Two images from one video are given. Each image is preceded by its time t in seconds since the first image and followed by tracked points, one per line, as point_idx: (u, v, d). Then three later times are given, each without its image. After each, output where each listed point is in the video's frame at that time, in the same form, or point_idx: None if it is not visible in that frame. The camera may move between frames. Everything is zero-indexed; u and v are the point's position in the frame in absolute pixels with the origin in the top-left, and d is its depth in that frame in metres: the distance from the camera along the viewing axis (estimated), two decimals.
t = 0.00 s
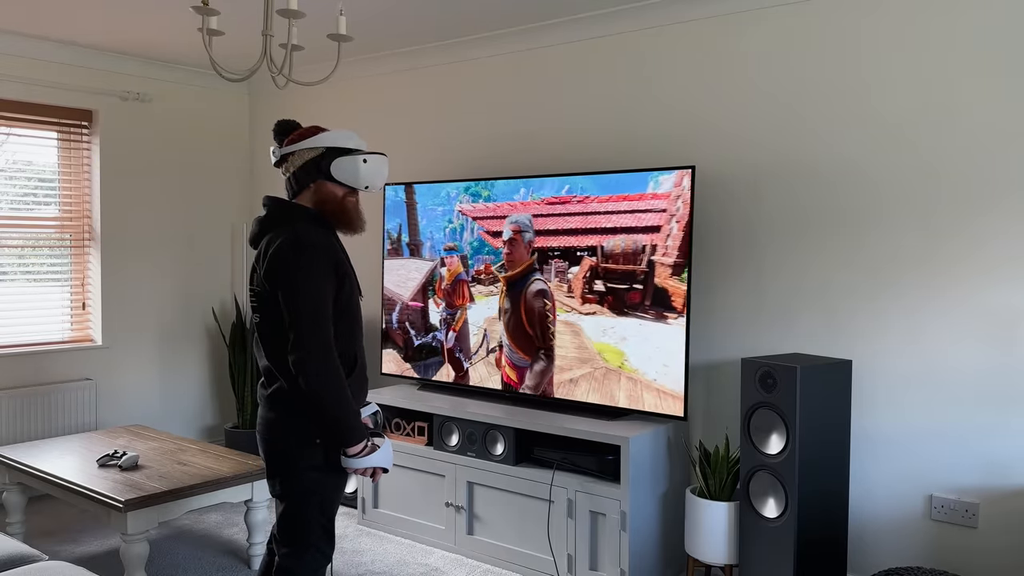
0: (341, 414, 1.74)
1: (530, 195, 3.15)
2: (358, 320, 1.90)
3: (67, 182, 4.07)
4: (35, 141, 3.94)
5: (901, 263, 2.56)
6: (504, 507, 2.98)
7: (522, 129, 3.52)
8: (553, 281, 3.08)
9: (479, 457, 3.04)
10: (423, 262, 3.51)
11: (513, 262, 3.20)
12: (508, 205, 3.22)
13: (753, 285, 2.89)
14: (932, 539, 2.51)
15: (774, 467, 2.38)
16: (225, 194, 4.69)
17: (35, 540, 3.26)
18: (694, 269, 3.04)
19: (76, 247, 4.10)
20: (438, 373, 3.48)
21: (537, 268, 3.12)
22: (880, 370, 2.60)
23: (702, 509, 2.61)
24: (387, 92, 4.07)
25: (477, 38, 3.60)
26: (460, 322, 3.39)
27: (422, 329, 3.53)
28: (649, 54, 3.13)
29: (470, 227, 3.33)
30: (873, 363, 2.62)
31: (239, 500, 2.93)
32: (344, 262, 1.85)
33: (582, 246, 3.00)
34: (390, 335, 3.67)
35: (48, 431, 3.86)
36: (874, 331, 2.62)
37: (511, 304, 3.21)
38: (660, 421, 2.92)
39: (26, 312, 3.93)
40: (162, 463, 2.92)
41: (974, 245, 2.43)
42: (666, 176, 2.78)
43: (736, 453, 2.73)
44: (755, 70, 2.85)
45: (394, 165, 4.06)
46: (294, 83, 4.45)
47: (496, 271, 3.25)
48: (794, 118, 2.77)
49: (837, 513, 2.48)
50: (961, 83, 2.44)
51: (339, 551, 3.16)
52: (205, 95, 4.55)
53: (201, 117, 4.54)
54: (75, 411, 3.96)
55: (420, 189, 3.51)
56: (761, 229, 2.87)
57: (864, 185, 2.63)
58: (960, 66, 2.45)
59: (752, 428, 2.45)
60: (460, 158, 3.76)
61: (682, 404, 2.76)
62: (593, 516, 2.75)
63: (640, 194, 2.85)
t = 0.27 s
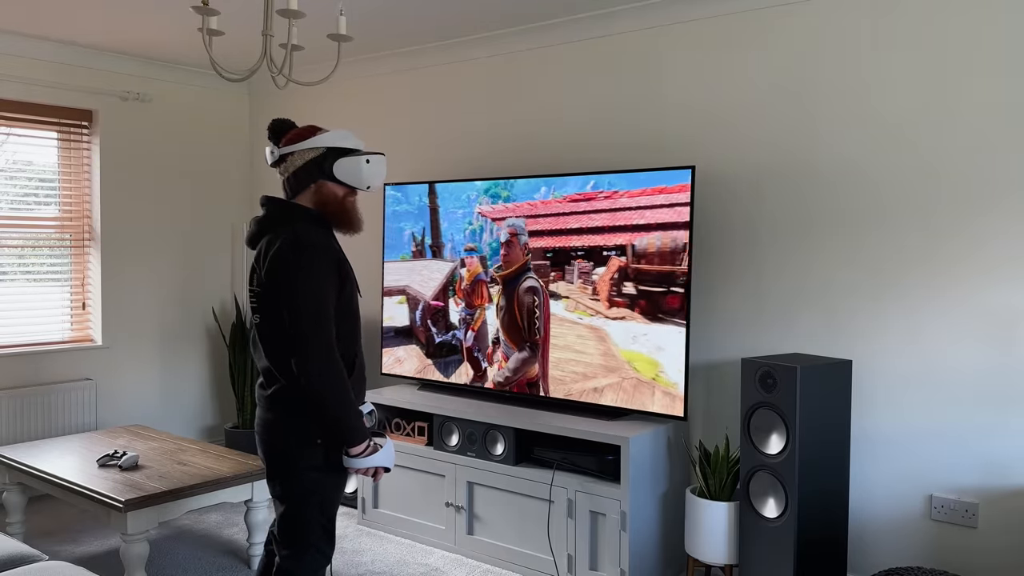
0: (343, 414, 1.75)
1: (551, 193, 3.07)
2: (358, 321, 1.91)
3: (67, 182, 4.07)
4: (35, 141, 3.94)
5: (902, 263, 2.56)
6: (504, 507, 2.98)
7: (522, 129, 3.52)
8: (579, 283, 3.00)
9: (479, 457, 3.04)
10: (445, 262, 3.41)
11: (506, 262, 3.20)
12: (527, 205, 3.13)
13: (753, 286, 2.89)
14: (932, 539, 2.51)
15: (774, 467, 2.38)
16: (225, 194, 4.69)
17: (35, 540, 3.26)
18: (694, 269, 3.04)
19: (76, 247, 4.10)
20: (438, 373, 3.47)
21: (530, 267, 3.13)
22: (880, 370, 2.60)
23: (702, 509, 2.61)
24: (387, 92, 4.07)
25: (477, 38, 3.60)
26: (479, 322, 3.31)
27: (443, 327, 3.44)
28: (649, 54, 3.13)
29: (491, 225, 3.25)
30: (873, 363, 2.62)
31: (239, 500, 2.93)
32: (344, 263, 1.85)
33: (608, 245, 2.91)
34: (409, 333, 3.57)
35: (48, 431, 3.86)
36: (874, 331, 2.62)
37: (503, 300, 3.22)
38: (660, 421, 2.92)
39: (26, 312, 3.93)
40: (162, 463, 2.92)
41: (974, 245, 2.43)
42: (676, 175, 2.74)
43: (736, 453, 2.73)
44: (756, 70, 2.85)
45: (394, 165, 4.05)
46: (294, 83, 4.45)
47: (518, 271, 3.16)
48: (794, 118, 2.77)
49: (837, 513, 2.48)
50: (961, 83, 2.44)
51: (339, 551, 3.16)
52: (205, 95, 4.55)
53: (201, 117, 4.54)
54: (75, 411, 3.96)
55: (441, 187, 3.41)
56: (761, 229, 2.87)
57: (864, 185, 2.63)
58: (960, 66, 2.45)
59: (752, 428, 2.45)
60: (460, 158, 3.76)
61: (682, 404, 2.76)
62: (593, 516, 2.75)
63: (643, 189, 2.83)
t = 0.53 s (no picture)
0: (346, 414, 1.76)
1: (571, 192, 3.01)
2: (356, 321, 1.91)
3: (67, 182, 4.07)
4: (35, 141, 3.94)
5: (902, 263, 2.56)
6: (504, 507, 2.98)
7: (522, 129, 3.52)
8: (602, 286, 2.94)
9: (479, 457, 3.04)
10: (462, 262, 3.36)
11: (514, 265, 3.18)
12: (545, 205, 3.08)
13: (753, 286, 2.89)
14: (932, 540, 2.51)
15: (774, 467, 2.38)
16: (225, 194, 4.69)
17: (35, 540, 3.26)
18: (694, 269, 3.04)
19: (76, 247, 4.10)
20: (438, 373, 3.47)
21: (537, 269, 3.11)
22: (880, 370, 2.60)
23: (702, 509, 2.61)
24: (387, 92, 4.07)
25: (477, 38, 3.60)
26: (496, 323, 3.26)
27: (460, 327, 3.38)
28: (649, 54, 3.13)
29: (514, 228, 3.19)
30: (874, 364, 2.62)
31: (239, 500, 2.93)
32: (343, 264, 1.85)
33: (635, 247, 2.85)
34: (428, 331, 3.50)
35: (48, 431, 3.86)
36: (874, 331, 2.62)
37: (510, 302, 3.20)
38: (660, 421, 2.92)
39: (26, 312, 3.93)
40: (162, 463, 2.92)
41: (975, 246, 2.43)
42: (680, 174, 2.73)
43: (736, 453, 2.73)
44: (756, 70, 2.85)
45: (394, 165, 4.06)
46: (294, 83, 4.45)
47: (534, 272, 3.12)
48: (794, 118, 2.77)
49: (837, 513, 2.48)
50: (962, 83, 2.44)
51: (339, 551, 3.16)
52: (205, 95, 4.55)
53: (201, 117, 4.54)
54: (75, 411, 3.96)
55: (459, 187, 3.36)
56: (762, 229, 2.87)
57: (865, 185, 2.63)
58: (961, 66, 2.45)
59: (752, 428, 2.45)
60: (459, 158, 3.76)
61: (682, 404, 2.77)
62: (593, 516, 2.75)
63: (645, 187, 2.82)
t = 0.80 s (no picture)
0: (348, 413, 1.76)
1: (586, 191, 2.98)
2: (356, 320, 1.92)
3: (67, 182, 4.07)
4: (35, 141, 3.94)
5: (902, 263, 2.56)
6: (504, 507, 2.98)
7: (522, 129, 3.52)
8: (619, 288, 2.90)
9: (479, 457, 3.04)
10: (474, 262, 3.33)
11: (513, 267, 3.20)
12: (559, 204, 3.05)
13: (753, 286, 2.89)
14: (932, 540, 2.51)
15: (774, 467, 2.38)
16: (225, 194, 4.69)
17: (35, 540, 3.26)
18: (695, 269, 3.04)
19: (76, 247, 4.10)
20: (439, 373, 3.48)
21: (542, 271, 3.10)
22: (880, 370, 2.61)
23: (702, 509, 2.61)
24: (387, 92, 4.07)
25: (477, 38, 3.60)
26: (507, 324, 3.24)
27: (471, 327, 3.36)
28: (649, 54, 3.13)
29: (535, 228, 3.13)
30: (874, 363, 2.62)
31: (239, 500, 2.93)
32: (345, 263, 1.85)
33: (657, 247, 2.80)
34: (439, 328, 3.47)
35: (48, 431, 3.87)
36: (874, 330, 2.62)
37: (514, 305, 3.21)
38: (660, 421, 2.92)
39: (26, 312, 3.93)
40: (162, 463, 2.92)
41: (975, 246, 2.43)
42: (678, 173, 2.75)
43: (736, 453, 2.73)
44: (756, 70, 2.85)
45: (394, 165, 4.06)
46: (294, 83, 4.45)
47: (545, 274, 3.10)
48: (794, 118, 2.77)
49: (837, 513, 2.48)
50: (962, 83, 2.44)
51: (339, 551, 3.16)
52: (205, 95, 4.55)
53: (201, 117, 4.54)
54: (75, 411, 3.96)
55: (472, 188, 3.33)
56: (762, 229, 2.87)
57: (865, 185, 2.63)
58: (961, 66, 2.45)
59: (752, 428, 2.45)
60: (459, 158, 3.76)
61: (682, 403, 2.77)
62: (593, 516, 2.75)
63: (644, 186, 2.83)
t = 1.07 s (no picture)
0: (352, 413, 1.77)
1: (605, 187, 2.93)
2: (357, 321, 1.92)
3: (67, 182, 4.07)
4: (35, 141, 3.94)
5: (902, 263, 2.56)
6: (504, 507, 2.98)
7: (522, 129, 3.52)
8: (643, 290, 2.84)
9: (479, 457, 3.04)
10: (490, 262, 3.27)
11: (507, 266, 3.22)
12: (577, 201, 3.00)
13: (753, 286, 2.89)
14: (932, 540, 2.51)
15: (774, 467, 2.38)
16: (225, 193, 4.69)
17: (35, 540, 3.26)
18: (694, 269, 3.04)
19: (76, 247, 4.10)
20: (438, 373, 3.48)
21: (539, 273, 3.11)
22: (880, 370, 2.61)
23: (702, 509, 2.61)
24: (387, 91, 4.07)
25: (477, 38, 3.60)
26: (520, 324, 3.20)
27: (484, 327, 3.30)
28: (649, 54, 3.13)
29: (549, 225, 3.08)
30: (873, 363, 2.62)
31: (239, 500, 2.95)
32: (347, 263, 1.86)
33: (684, 246, 2.73)
34: (453, 327, 3.42)
35: (48, 431, 3.86)
36: (874, 330, 2.62)
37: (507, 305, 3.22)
38: (660, 421, 2.92)
39: (26, 313, 3.93)
40: (162, 463, 2.92)
41: (976, 245, 2.43)
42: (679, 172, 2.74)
43: (736, 453, 2.73)
44: (756, 70, 2.86)
45: (394, 165, 4.05)
46: (294, 83, 4.45)
47: (561, 275, 3.05)
48: (795, 119, 2.77)
49: (837, 513, 2.48)
50: (962, 83, 2.45)
51: (339, 551, 3.16)
52: (205, 95, 4.55)
53: (201, 117, 4.54)
54: (75, 411, 3.96)
55: (486, 188, 3.28)
56: (762, 229, 2.87)
57: (865, 185, 2.63)
58: (960, 66, 2.45)
59: (752, 428, 2.45)
60: (460, 158, 3.76)
61: (682, 403, 2.77)
62: (593, 516, 2.75)
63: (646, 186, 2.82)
